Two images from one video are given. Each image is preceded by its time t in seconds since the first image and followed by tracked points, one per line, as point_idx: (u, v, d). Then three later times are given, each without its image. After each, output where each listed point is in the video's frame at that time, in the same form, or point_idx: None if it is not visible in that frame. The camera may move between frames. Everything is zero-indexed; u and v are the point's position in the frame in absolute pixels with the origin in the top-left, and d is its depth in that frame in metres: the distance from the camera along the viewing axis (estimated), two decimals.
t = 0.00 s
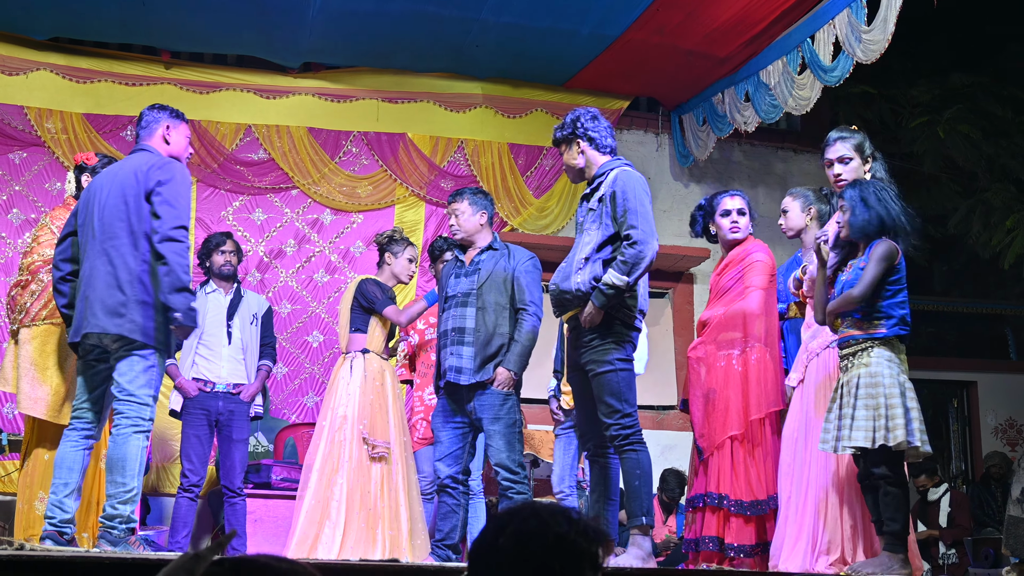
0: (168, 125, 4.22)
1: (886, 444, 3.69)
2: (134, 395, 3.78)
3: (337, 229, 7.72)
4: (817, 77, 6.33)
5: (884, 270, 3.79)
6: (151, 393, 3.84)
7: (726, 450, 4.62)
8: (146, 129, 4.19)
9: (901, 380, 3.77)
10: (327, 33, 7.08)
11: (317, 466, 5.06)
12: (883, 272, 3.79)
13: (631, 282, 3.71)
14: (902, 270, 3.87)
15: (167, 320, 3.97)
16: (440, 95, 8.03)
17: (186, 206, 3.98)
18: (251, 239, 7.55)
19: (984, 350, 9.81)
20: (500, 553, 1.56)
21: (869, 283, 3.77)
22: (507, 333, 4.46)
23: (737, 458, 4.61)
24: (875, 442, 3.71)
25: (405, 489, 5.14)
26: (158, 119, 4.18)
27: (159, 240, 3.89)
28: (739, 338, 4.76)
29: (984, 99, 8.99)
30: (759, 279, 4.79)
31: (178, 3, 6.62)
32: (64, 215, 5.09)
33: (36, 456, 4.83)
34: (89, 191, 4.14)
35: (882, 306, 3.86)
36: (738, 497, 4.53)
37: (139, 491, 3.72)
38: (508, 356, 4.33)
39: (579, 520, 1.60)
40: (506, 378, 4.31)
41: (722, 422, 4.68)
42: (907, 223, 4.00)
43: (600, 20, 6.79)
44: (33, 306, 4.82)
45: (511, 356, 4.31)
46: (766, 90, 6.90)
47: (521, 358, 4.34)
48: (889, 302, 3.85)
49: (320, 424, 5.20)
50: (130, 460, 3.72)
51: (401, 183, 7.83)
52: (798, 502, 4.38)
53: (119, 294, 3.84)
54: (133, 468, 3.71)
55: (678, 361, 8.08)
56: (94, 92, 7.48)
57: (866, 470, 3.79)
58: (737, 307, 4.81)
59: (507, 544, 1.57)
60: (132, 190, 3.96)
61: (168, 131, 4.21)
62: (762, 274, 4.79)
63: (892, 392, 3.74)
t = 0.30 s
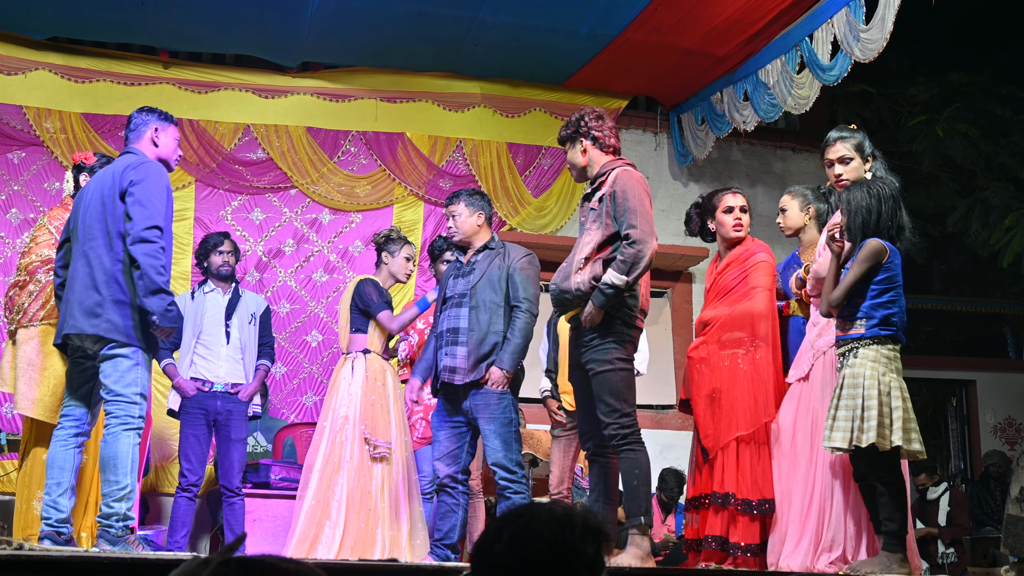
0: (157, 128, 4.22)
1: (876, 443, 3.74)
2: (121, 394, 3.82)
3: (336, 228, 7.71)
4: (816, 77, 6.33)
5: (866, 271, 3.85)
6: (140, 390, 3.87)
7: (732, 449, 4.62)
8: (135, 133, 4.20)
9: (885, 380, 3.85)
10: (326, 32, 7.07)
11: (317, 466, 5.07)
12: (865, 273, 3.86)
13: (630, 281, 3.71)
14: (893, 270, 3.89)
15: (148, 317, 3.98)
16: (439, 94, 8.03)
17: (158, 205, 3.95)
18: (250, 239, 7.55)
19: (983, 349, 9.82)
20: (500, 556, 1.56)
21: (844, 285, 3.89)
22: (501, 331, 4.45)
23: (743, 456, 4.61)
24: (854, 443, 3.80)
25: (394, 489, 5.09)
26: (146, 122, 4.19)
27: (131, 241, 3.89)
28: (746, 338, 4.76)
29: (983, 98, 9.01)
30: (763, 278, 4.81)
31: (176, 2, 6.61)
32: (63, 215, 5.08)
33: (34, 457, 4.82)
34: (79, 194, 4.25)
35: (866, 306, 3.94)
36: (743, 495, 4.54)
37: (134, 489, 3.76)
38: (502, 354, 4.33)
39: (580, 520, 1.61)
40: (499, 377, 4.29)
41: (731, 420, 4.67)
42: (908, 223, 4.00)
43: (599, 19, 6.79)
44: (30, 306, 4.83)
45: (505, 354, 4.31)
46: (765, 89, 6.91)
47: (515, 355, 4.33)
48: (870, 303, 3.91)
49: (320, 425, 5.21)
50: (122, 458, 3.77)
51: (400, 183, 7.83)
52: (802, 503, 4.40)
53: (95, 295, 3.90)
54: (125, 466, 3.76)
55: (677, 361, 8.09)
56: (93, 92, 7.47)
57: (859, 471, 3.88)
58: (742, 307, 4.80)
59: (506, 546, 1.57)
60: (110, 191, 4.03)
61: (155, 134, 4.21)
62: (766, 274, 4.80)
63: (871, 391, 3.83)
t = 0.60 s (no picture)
0: (150, 127, 4.21)
1: (877, 440, 3.75)
2: (116, 389, 3.80)
3: (336, 225, 7.71)
4: (817, 74, 6.33)
5: (868, 268, 3.86)
6: (135, 384, 3.84)
7: (736, 446, 4.59)
8: (128, 132, 4.20)
9: (886, 378, 3.86)
10: (327, 29, 7.07)
11: (319, 464, 5.06)
12: (866, 270, 3.87)
13: (631, 276, 3.70)
14: (895, 266, 3.89)
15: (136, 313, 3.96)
16: (439, 91, 8.02)
17: (144, 201, 3.94)
18: (249, 235, 7.55)
19: (982, 347, 9.83)
20: (495, 555, 1.60)
21: (846, 284, 3.90)
22: (504, 329, 4.47)
23: (745, 452, 4.58)
24: (856, 441, 3.80)
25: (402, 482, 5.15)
26: (139, 122, 4.19)
27: (118, 236, 3.87)
28: (746, 335, 4.76)
29: (983, 95, 9.02)
30: (764, 275, 4.81)
31: None
32: (62, 212, 5.06)
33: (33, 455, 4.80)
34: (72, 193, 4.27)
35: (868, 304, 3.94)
36: (746, 493, 4.49)
37: (133, 482, 3.73)
38: (504, 352, 4.34)
39: (576, 520, 1.64)
40: (502, 374, 4.30)
41: (733, 416, 4.65)
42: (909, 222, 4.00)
43: (599, 16, 6.78)
44: (31, 303, 4.77)
45: (507, 351, 4.32)
46: (765, 86, 6.91)
47: (518, 354, 4.34)
48: (872, 300, 3.91)
49: (321, 422, 5.20)
50: (119, 452, 3.75)
51: (400, 179, 7.82)
52: (801, 501, 4.45)
53: (82, 290, 3.89)
54: (122, 460, 3.73)
55: (677, 358, 8.10)
56: (93, 88, 7.45)
57: (861, 469, 3.88)
58: (743, 304, 4.80)
59: (504, 543, 1.61)
60: (98, 187, 4.04)
61: (148, 133, 4.20)
62: (766, 270, 4.80)
63: (872, 390, 3.84)
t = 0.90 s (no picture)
0: (143, 131, 4.21)
1: (879, 440, 3.76)
2: (99, 387, 3.79)
3: (335, 226, 7.71)
4: (816, 74, 6.33)
5: (870, 268, 3.85)
6: (120, 382, 3.83)
7: (733, 445, 4.62)
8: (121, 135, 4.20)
9: (888, 377, 3.86)
10: (326, 29, 7.06)
11: (316, 464, 5.07)
12: (869, 271, 3.85)
13: (631, 275, 3.70)
14: (896, 266, 3.89)
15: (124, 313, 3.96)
16: (438, 91, 8.01)
17: (131, 199, 3.92)
18: (248, 236, 7.55)
19: (982, 346, 9.83)
20: (493, 555, 1.72)
21: (851, 285, 3.86)
22: (506, 329, 4.45)
23: (741, 452, 4.62)
24: (861, 440, 3.80)
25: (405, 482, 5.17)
26: (132, 126, 4.18)
27: (101, 234, 3.86)
28: (744, 334, 4.76)
29: (983, 94, 8.99)
30: (759, 272, 4.82)
31: None
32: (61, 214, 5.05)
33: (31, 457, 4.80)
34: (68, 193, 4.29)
35: (871, 303, 3.93)
36: (743, 493, 4.53)
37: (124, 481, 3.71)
38: (507, 352, 4.34)
39: (560, 524, 1.76)
40: (505, 375, 4.31)
41: (731, 416, 4.67)
42: (905, 225, 4.00)
43: (598, 16, 6.78)
44: (30, 305, 4.75)
45: (510, 351, 4.32)
46: (764, 86, 6.91)
47: (520, 354, 4.34)
48: (874, 301, 3.91)
49: (318, 422, 5.19)
50: (106, 451, 3.71)
51: (399, 180, 7.82)
52: (800, 499, 4.41)
53: (67, 288, 3.88)
54: (109, 458, 3.70)
55: (677, 357, 8.10)
56: (92, 89, 7.45)
57: (863, 469, 3.88)
58: (739, 302, 4.81)
59: (501, 544, 1.73)
60: (88, 186, 4.04)
61: (142, 136, 4.20)
62: (762, 267, 4.82)
63: (876, 389, 3.84)
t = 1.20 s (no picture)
0: (142, 123, 4.21)
1: (879, 438, 3.76)
2: (91, 380, 3.78)
3: (336, 222, 7.72)
4: (816, 71, 6.32)
5: (874, 266, 3.84)
6: (110, 376, 3.82)
7: (733, 442, 4.64)
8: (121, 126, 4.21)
9: (888, 374, 3.87)
10: (327, 25, 7.06)
11: (310, 460, 5.07)
12: (871, 270, 3.85)
13: (630, 272, 3.72)
14: (897, 265, 3.89)
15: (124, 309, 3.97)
16: (440, 87, 8.01)
17: (128, 192, 3.93)
18: (250, 232, 7.56)
19: (983, 344, 9.83)
20: (492, 552, 1.74)
21: (854, 284, 3.86)
22: (510, 329, 4.47)
23: (742, 450, 4.63)
24: (861, 438, 3.81)
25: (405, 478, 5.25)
26: (132, 117, 4.19)
27: (99, 228, 3.87)
28: (745, 331, 4.79)
29: (985, 92, 8.97)
30: (760, 269, 4.83)
31: None
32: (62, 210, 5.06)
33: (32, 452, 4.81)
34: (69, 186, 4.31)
35: (873, 302, 3.93)
36: (743, 490, 4.54)
37: (84, 471, 3.64)
38: (510, 350, 4.36)
39: (553, 522, 1.78)
40: (509, 371, 4.32)
41: (731, 413, 4.68)
42: (905, 222, 4.00)
43: (600, 13, 6.78)
44: (32, 299, 4.79)
45: (513, 349, 4.34)
46: (766, 83, 6.91)
47: (524, 352, 4.36)
48: (876, 300, 3.91)
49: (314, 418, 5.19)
50: (80, 439, 3.68)
51: (400, 176, 7.83)
52: (800, 495, 4.43)
53: (65, 283, 3.88)
54: (79, 448, 3.66)
55: (678, 354, 8.11)
56: (94, 84, 7.45)
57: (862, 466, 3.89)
58: (739, 299, 4.83)
59: (500, 540, 1.75)
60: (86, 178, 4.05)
61: (141, 129, 4.21)
62: (763, 264, 4.83)
63: (876, 386, 3.84)
